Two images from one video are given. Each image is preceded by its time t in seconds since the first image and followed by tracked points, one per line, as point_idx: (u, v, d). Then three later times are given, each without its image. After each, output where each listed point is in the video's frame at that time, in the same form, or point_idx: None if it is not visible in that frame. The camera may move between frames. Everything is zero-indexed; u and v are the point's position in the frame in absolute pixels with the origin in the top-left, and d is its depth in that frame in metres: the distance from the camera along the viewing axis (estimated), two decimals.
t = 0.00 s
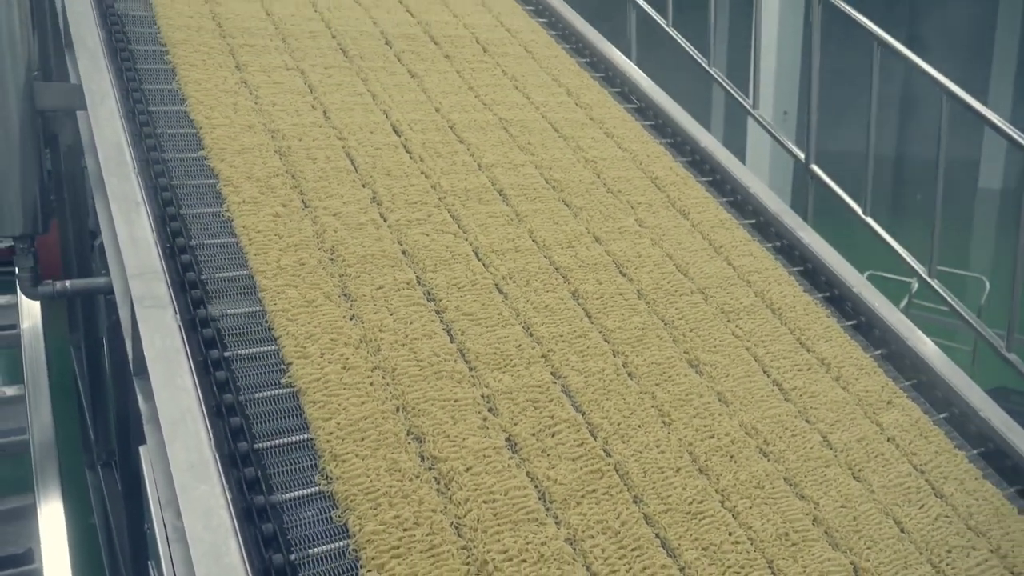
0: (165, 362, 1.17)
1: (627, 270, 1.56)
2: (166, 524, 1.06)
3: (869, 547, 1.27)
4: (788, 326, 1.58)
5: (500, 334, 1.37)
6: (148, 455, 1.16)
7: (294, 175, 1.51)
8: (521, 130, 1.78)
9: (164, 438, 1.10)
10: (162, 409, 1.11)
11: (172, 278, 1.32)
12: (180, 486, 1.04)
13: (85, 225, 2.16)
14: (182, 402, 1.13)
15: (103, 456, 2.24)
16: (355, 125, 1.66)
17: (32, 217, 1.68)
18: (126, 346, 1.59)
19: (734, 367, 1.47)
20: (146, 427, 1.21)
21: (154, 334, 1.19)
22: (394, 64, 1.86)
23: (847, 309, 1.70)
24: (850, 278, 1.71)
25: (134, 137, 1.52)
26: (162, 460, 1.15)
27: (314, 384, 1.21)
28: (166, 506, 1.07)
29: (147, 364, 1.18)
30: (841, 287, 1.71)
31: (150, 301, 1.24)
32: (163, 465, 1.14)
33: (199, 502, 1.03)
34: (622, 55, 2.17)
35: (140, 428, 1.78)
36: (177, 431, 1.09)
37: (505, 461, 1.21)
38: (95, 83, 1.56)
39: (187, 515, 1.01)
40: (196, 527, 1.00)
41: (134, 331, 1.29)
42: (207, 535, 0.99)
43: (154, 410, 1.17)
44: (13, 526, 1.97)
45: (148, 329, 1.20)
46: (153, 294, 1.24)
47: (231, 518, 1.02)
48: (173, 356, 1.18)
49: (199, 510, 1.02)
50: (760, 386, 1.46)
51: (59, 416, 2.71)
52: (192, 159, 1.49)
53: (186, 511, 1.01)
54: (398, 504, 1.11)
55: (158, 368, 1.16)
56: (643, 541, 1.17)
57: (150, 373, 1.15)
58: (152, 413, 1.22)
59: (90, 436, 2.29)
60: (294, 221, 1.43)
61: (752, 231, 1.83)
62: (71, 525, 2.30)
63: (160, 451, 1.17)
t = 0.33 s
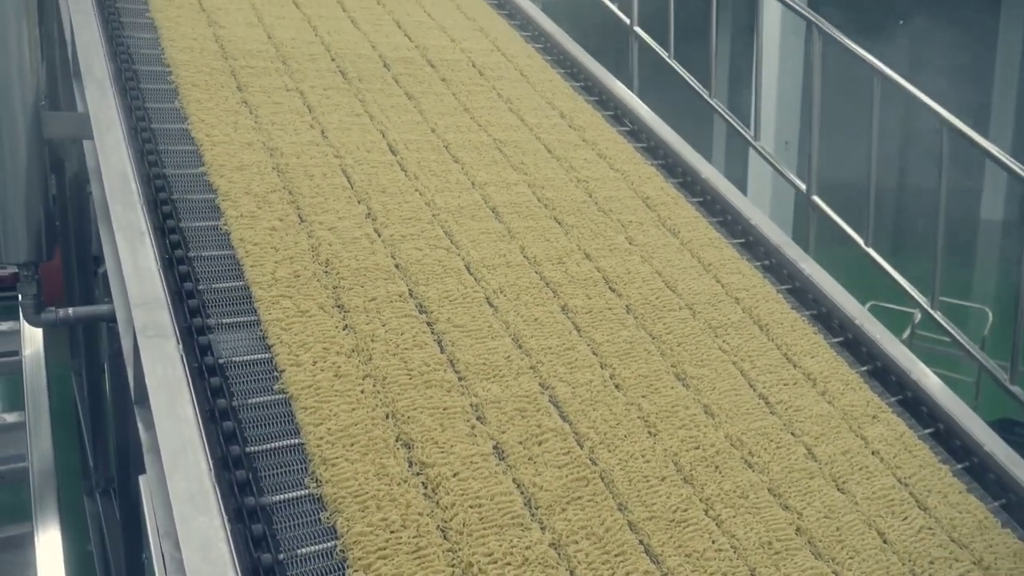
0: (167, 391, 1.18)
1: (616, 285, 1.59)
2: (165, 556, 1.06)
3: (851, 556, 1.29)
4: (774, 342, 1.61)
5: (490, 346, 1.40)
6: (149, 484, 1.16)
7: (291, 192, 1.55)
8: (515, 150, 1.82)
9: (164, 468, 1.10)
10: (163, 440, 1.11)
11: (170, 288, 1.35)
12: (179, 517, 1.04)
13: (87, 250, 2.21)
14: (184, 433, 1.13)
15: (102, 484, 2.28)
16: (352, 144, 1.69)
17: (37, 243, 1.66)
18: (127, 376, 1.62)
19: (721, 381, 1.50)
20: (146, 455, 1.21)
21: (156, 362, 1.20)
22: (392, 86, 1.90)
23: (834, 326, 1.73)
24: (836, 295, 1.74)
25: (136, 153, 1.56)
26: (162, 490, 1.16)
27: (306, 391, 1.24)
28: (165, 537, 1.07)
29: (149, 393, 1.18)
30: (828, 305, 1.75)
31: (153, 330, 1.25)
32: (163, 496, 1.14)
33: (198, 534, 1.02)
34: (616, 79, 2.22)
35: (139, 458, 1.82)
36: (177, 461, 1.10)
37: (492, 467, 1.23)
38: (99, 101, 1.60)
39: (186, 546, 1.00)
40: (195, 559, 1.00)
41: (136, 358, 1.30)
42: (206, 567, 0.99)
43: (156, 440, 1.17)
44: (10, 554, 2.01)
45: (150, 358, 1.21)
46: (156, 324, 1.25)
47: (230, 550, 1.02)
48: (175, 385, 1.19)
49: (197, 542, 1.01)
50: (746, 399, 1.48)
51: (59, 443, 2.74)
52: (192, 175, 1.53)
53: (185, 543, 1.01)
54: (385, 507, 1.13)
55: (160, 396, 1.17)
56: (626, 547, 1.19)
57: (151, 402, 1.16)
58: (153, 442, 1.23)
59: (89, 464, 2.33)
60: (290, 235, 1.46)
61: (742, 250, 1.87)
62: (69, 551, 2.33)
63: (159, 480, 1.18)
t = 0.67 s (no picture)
0: (168, 418, 1.17)
1: (605, 298, 1.62)
2: None
3: (834, 563, 1.30)
4: (761, 354, 1.64)
5: (480, 354, 1.43)
6: (147, 513, 1.15)
7: (288, 205, 1.58)
8: (509, 167, 1.86)
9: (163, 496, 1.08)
10: (163, 468, 1.10)
11: (167, 296, 1.38)
12: (178, 544, 1.01)
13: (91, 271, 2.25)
14: (184, 461, 1.11)
15: (101, 509, 2.29)
16: (349, 160, 1.73)
17: (41, 268, 1.66)
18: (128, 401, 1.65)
19: (708, 391, 1.52)
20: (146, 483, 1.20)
21: (156, 389, 1.19)
22: (389, 104, 1.95)
23: (822, 340, 1.76)
24: (825, 310, 1.78)
25: (136, 166, 1.59)
26: (161, 520, 1.14)
27: (298, 395, 1.27)
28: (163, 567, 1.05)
29: (149, 421, 1.17)
30: (817, 319, 1.78)
31: (154, 356, 1.25)
32: (162, 526, 1.13)
33: (196, 560, 1.00)
34: (610, 100, 2.27)
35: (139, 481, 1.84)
36: (177, 489, 1.08)
37: (480, 472, 1.25)
38: (102, 114, 1.64)
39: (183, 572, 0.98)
40: None
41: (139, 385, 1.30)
42: None
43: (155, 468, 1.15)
44: None
45: (151, 385, 1.20)
46: (158, 350, 1.25)
47: None
48: (176, 413, 1.18)
49: (195, 568, 0.99)
50: (732, 409, 1.51)
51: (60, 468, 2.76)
52: (191, 188, 1.57)
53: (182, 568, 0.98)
54: (374, 508, 1.15)
55: (160, 424, 1.15)
56: (610, 550, 1.21)
57: (151, 429, 1.14)
58: (152, 471, 1.21)
59: (89, 489, 2.34)
60: (287, 246, 1.50)
61: (732, 266, 1.90)
62: None
63: (158, 509, 1.16)
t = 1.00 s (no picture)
0: (168, 439, 1.17)
1: (595, 305, 1.65)
2: None
3: (817, 563, 1.32)
4: (749, 361, 1.67)
5: (470, 358, 1.46)
6: (146, 535, 1.15)
7: (284, 213, 1.62)
8: (503, 179, 1.90)
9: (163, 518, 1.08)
10: (163, 491, 1.10)
11: (165, 299, 1.42)
12: (177, 567, 1.02)
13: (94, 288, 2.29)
14: (183, 483, 1.12)
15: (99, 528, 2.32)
16: (345, 170, 1.77)
17: (43, 288, 1.66)
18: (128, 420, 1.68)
19: (696, 396, 1.55)
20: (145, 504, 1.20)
21: (156, 411, 1.19)
22: (386, 117, 1.99)
23: (811, 349, 1.78)
24: (813, 319, 1.80)
25: (137, 174, 1.63)
26: (159, 542, 1.14)
27: (291, 395, 1.30)
28: None
29: (149, 443, 1.18)
30: (806, 328, 1.81)
31: (155, 377, 1.25)
32: (160, 548, 1.13)
33: None
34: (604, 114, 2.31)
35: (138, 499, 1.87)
36: (176, 511, 1.08)
37: (468, 471, 1.28)
38: (105, 123, 1.68)
39: None
40: None
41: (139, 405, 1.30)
42: None
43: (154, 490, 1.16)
44: None
45: (151, 406, 1.20)
46: (158, 371, 1.25)
47: None
48: (176, 434, 1.18)
49: None
50: (719, 414, 1.53)
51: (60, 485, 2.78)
52: (191, 196, 1.61)
53: None
54: (363, 503, 1.18)
55: (160, 445, 1.16)
56: (595, 548, 1.23)
57: (151, 451, 1.15)
58: (151, 491, 1.22)
59: (89, 508, 2.37)
60: (283, 252, 1.53)
61: (723, 276, 1.94)
62: None
63: (157, 530, 1.17)
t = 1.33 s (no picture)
0: (171, 467, 1.16)
1: (588, 319, 1.68)
2: None
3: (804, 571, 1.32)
4: (740, 374, 1.69)
5: (464, 369, 1.49)
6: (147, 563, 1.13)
7: (284, 228, 1.65)
8: (500, 197, 1.93)
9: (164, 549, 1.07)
10: (166, 521, 1.08)
11: (166, 310, 1.45)
12: None
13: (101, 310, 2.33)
14: (187, 513, 1.10)
15: (101, 554, 2.33)
16: (344, 187, 1.81)
17: (48, 313, 1.68)
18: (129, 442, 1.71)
19: (686, 408, 1.57)
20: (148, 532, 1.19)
21: (160, 439, 1.19)
22: (385, 137, 2.03)
23: (802, 364, 1.81)
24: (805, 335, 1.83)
25: (142, 191, 1.67)
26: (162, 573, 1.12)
27: (287, 402, 1.32)
28: None
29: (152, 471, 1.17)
30: (797, 344, 1.83)
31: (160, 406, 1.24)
32: None
33: None
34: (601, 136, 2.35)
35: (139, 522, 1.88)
36: (178, 541, 1.07)
37: (460, 478, 1.30)
38: (111, 139, 1.71)
39: None
40: None
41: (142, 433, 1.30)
42: None
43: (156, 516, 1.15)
44: None
45: (156, 435, 1.19)
46: (162, 399, 1.24)
47: None
48: (179, 463, 1.17)
49: None
50: (710, 426, 1.55)
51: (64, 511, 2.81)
52: (194, 211, 1.65)
53: None
54: (356, 507, 1.20)
55: (164, 474, 1.15)
56: (584, 554, 1.24)
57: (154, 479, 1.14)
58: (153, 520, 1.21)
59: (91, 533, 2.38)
60: (282, 266, 1.56)
61: (716, 294, 1.97)
62: None
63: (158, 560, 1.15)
